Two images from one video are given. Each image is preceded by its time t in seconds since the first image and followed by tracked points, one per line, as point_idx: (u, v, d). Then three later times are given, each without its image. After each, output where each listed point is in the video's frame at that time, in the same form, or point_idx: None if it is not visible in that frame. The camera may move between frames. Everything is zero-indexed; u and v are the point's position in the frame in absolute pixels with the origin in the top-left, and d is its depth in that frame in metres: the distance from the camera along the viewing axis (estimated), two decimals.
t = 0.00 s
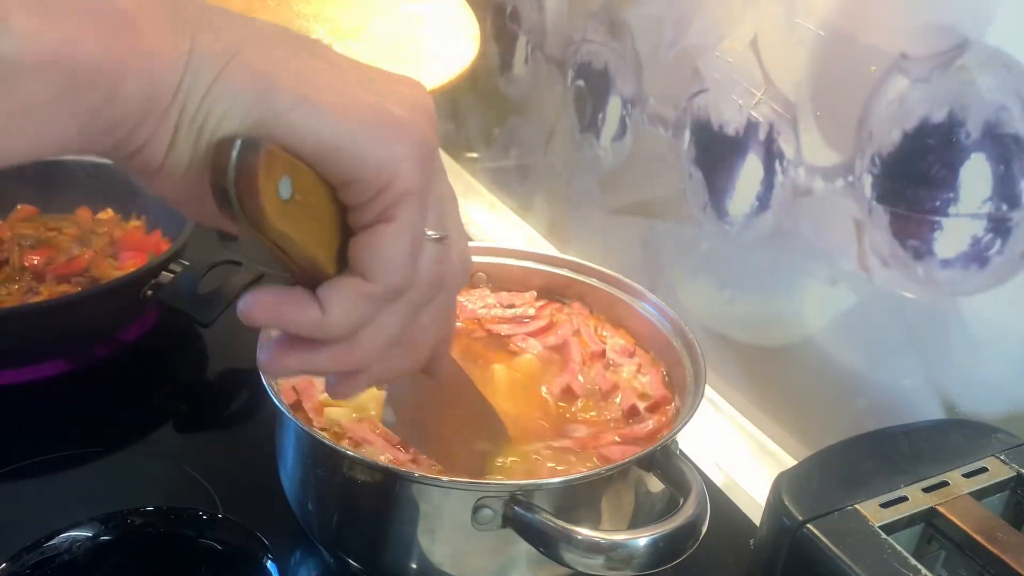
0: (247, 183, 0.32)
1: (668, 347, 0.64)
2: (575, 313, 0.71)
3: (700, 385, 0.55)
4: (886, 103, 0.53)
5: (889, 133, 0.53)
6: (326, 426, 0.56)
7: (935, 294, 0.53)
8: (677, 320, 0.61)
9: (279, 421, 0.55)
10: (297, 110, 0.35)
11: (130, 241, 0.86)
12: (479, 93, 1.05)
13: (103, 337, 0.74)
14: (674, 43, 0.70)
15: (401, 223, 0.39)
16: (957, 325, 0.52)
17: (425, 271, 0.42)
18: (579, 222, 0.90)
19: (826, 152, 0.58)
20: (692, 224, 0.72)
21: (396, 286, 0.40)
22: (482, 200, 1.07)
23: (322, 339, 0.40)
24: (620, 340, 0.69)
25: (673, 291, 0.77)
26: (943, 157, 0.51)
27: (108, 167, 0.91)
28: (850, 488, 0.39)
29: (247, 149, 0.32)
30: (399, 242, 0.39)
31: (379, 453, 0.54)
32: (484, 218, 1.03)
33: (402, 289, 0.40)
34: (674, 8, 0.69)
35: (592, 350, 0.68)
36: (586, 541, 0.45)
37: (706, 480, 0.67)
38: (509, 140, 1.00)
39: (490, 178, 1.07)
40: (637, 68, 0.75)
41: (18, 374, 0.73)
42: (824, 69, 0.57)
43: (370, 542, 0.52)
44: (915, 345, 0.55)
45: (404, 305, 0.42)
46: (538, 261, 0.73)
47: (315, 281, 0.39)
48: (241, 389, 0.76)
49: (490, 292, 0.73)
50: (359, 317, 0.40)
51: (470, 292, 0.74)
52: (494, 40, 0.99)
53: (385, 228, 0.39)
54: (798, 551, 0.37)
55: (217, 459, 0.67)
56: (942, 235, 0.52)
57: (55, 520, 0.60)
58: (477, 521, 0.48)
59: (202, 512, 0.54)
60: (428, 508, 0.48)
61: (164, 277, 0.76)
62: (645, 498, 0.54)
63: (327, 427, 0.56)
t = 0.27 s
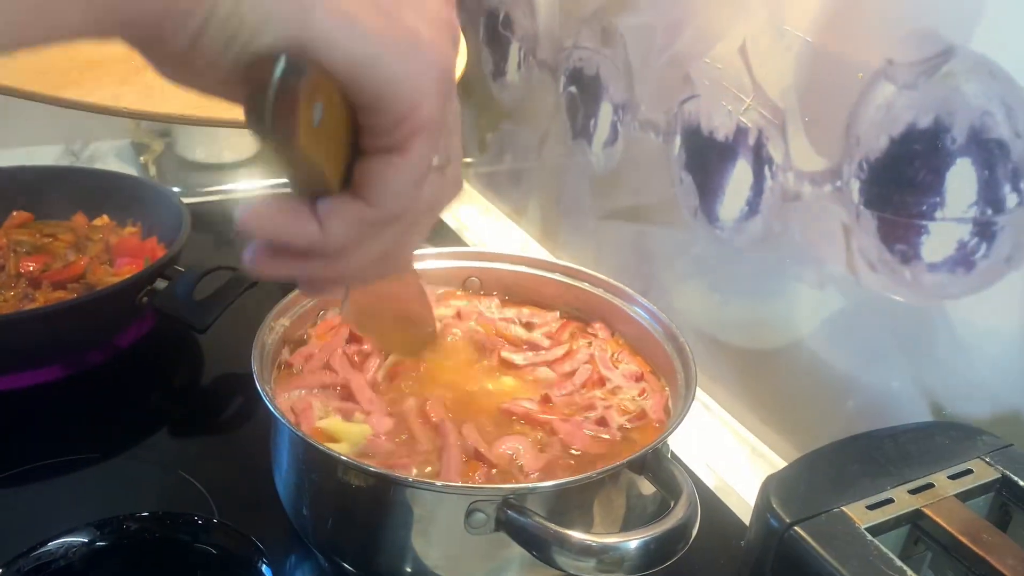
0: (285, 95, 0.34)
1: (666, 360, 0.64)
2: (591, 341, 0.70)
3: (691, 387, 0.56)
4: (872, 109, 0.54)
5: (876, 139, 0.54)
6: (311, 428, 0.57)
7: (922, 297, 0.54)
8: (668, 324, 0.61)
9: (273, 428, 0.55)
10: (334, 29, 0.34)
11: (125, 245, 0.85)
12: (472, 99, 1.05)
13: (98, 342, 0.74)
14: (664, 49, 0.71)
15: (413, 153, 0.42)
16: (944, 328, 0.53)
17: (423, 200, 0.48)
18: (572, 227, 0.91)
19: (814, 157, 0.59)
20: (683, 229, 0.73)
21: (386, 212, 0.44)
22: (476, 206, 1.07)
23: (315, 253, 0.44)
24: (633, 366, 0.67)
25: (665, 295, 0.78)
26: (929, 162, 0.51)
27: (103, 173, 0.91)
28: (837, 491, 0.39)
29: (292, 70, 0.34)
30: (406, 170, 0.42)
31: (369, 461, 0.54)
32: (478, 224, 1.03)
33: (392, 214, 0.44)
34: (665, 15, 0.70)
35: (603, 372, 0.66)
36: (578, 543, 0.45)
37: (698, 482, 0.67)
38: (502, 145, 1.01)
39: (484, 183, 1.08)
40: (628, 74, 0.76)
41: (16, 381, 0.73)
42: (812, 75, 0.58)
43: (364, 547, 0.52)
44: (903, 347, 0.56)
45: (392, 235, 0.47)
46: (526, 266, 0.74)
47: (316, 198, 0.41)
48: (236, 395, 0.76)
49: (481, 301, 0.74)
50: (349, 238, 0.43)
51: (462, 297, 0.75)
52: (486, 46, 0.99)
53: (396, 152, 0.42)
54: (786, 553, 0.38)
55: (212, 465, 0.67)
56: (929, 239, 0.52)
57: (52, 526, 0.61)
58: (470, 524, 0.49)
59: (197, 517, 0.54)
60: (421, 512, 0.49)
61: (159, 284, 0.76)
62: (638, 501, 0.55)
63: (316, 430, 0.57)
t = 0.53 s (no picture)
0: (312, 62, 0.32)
1: (663, 366, 0.62)
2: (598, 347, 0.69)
3: (685, 389, 0.56)
4: (865, 111, 0.54)
5: (869, 141, 0.54)
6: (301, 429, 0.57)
7: (915, 299, 0.54)
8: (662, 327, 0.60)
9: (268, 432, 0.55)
10: None
11: (118, 252, 0.85)
12: (467, 103, 1.05)
13: (91, 348, 0.74)
14: (658, 53, 0.71)
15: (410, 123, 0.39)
16: (938, 330, 0.53)
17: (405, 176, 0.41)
18: (567, 231, 0.91)
19: (808, 160, 0.59)
20: (678, 233, 0.73)
21: (386, 185, 0.39)
22: (471, 210, 1.07)
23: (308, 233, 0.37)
24: (634, 375, 0.65)
25: (659, 299, 0.78)
26: (922, 164, 0.51)
27: (94, 179, 0.91)
28: (832, 493, 0.39)
29: (315, 27, 0.32)
30: (406, 144, 0.39)
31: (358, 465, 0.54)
32: (473, 228, 1.03)
33: (392, 186, 0.40)
34: (658, 18, 0.70)
35: (600, 381, 0.65)
36: (572, 547, 0.45)
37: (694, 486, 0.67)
38: (497, 149, 1.01)
39: (479, 187, 1.08)
40: (622, 77, 0.76)
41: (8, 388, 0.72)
42: (805, 78, 0.58)
43: (359, 552, 0.52)
44: (898, 350, 0.56)
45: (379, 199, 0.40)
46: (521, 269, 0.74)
47: (303, 175, 0.37)
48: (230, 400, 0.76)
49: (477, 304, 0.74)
50: (343, 216, 0.38)
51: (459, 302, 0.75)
52: (480, 49, 0.99)
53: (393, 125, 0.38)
54: (780, 556, 0.38)
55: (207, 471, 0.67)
56: (922, 241, 0.52)
57: (45, 532, 0.60)
58: (464, 529, 0.49)
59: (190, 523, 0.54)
60: (416, 517, 0.49)
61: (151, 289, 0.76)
62: (632, 504, 0.55)
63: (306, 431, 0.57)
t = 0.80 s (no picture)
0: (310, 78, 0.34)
1: (649, 372, 0.61)
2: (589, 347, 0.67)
3: (669, 389, 0.55)
4: (850, 115, 0.54)
5: (854, 144, 0.54)
6: (288, 433, 0.55)
7: (900, 303, 0.54)
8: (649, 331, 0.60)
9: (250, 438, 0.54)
10: (318, 2, 0.38)
11: (105, 253, 0.84)
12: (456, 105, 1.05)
13: (75, 352, 0.73)
14: (645, 56, 0.71)
15: (440, 113, 0.42)
16: (922, 335, 0.53)
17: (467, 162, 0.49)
18: (555, 233, 0.90)
19: (793, 164, 0.59)
20: (665, 236, 0.73)
21: (443, 179, 0.43)
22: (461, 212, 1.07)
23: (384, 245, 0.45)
24: (624, 379, 0.63)
25: (647, 301, 0.78)
26: (906, 168, 0.51)
27: (81, 179, 0.90)
28: (815, 497, 0.39)
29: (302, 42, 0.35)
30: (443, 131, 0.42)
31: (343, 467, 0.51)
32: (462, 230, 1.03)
33: (450, 177, 0.44)
34: (645, 20, 0.70)
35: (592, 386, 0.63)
36: (554, 552, 0.45)
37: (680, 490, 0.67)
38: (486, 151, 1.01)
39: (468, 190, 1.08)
40: (609, 79, 0.75)
41: None
42: (791, 81, 0.57)
43: (340, 557, 0.52)
44: (883, 354, 0.56)
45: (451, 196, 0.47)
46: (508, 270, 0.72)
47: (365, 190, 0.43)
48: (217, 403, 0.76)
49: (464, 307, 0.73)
50: (413, 218, 0.44)
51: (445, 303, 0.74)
52: (469, 51, 0.99)
53: (425, 118, 0.42)
54: (759, 562, 0.37)
55: (190, 474, 0.67)
56: (907, 245, 0.52)
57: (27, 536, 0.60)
58: (445, 534, 0.48)
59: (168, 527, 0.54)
60: (397, 522, 0.48)
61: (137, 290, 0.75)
62: (616, 508, 0.55)
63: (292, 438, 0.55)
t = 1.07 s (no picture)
0: (182, 69, 0.33)
1: (621, 373, 0.59)
2: (561, 356, 0.65)
3: (640, 387, 0.55)
4: (824, 111, 0.53)
5: (827, 141, 0.53)
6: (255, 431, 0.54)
7: (873, 302, 0.53)
8: (621, 328, 0.58)
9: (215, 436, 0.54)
10: None
11: (78, 249, 0.83)
12: (437, 100, 1.04)
13: (45, 349, 0.73)
14: (621, 51, 0.70)
15: (344, 117, 0.41)
16: (895, 333, 0.52)
17: (386, 170, 0.45)
18: (535, 230, 0.90)
19: (767, 160, 0.58)
20: (642, 233, 0.72)
21: (350, 189, 0.42)
22: (442, 208, 1.07)
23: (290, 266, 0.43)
24: (592, 392, 0.61)
25: (625, 299, 0.77)
26: (879, 165, 0.51)
27: (56, 173, 0.89)
28: (777, 498, 0.39)
29: (174, 26, 0.33)
30: (347, 137, 0.41)
31: (304, 467, 0.50)
32: (443, 227, 1.02)
33: (361, 186, 0.43)
34: (622, 15, 0.69)
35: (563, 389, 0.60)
36: (517, 553, 0.44)
37: (656, 490, 0.66)
38: (467, 147, 1.00)
39: (450, 186, 1.07)
40: (587, 75, 0.75)
41: None
42: (765, 77, 0.57)
43: (304, 557, 0.51)
44: (856, 352, 0.55)
45: (371, 208, 0.45)
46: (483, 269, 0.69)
47: (270, 206, 0.41)
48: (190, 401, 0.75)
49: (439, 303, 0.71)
50: (327, 233, 0.43)
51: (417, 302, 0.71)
52: (450, 46, 0.98)
53: (331, 122, 0.41)
54: (720, 564, 0.37)
55: (159, 473, 0.66)
56: (879, 243, 0.52)
57: None
58: (409, 535, 0.48)
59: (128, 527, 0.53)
60: (360, 522, 0.48)
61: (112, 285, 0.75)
62: (585, 508, 0.54)
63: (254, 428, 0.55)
